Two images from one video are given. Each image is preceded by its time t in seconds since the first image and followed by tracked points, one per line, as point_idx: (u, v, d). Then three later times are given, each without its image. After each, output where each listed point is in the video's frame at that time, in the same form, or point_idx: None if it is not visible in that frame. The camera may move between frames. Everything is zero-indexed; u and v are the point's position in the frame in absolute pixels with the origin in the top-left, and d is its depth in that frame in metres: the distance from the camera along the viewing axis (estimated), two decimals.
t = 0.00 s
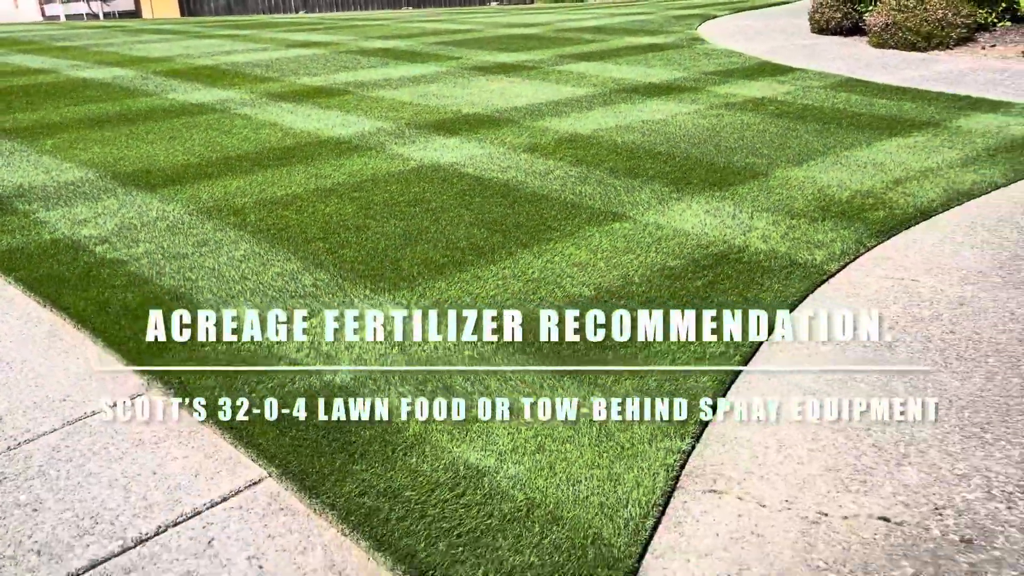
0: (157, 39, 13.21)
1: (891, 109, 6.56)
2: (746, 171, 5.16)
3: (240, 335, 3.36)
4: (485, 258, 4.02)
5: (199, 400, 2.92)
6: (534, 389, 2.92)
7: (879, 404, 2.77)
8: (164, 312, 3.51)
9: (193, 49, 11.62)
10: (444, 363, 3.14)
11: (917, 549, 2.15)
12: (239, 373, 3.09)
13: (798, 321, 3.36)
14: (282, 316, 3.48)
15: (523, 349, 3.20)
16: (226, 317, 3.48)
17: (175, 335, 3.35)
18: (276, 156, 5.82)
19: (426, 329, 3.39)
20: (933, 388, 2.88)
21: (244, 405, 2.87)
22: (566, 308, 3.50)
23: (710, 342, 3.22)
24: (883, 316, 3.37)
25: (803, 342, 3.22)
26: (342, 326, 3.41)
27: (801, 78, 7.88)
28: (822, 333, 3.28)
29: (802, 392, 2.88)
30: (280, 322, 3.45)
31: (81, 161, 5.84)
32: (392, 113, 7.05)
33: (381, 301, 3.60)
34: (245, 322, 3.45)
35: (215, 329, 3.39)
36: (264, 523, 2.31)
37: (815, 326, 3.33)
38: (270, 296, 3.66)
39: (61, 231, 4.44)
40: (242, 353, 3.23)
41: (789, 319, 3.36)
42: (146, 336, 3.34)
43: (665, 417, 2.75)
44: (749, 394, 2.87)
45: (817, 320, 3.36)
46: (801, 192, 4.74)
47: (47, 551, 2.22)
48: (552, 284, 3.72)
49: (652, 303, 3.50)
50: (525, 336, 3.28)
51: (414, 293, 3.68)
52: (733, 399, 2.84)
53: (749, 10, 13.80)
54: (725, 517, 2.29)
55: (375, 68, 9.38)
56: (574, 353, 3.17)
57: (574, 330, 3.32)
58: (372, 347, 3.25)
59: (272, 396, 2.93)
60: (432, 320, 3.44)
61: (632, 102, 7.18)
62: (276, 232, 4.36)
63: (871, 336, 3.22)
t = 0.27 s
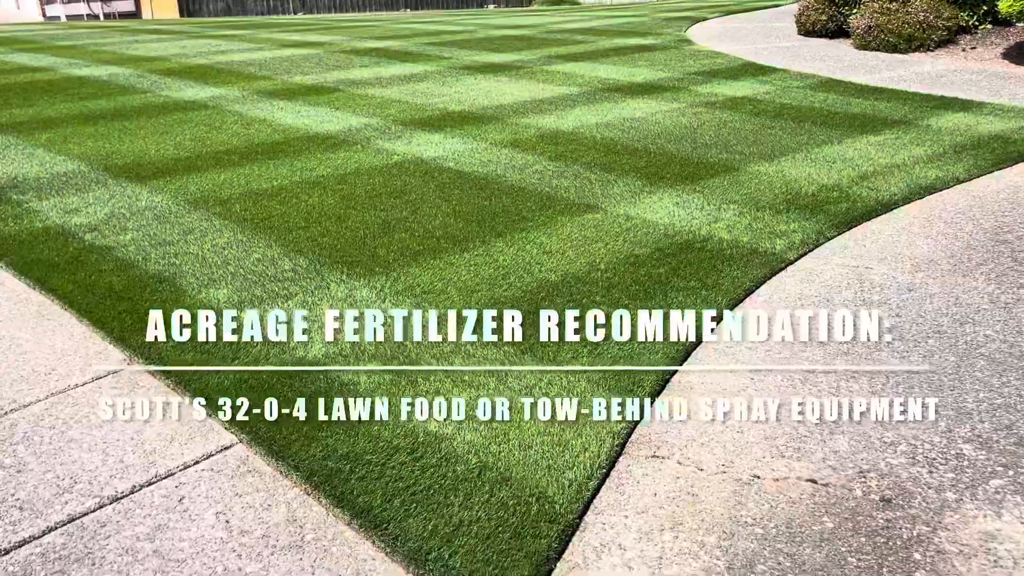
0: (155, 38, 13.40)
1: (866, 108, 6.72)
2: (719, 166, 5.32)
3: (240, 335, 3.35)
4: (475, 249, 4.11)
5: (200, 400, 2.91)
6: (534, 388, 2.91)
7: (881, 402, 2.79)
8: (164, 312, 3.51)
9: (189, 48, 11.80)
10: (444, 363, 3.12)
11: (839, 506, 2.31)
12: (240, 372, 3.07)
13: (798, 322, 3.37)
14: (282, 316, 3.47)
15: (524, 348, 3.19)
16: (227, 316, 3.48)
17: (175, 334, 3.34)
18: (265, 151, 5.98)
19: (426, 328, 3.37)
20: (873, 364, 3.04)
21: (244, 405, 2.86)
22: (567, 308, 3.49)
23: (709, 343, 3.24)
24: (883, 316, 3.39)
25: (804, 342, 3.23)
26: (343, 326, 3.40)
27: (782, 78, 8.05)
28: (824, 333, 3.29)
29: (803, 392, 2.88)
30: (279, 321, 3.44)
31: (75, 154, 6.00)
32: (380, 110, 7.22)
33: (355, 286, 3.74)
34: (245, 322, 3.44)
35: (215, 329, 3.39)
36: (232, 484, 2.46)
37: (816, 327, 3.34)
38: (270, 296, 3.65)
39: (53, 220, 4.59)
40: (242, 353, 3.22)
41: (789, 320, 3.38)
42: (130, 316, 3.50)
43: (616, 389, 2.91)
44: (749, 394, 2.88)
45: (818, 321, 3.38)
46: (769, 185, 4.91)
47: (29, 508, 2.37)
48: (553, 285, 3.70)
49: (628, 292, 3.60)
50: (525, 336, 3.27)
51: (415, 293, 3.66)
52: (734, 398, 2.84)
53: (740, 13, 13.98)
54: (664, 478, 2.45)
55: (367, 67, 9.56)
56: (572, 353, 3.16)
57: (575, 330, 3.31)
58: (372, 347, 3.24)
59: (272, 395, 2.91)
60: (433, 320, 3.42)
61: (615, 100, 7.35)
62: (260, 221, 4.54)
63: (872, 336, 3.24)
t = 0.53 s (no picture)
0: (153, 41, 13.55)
1: (847, 112, 6.88)
2: (699, 168, 5.47)
3: (239, 335, 3.41)
4: (459, 248, 4.23)
5: (201, 400, 2.97)
6: (534, 389, 2.97)
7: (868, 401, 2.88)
8: (165, 312, 3.56)
9: (187, 52, 11.95)
10: (443, 364, 3.18)
11: (789, 485, 2.45)
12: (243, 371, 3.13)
13: (797, 322, 3.47)
14: (282, 316, 3.55)
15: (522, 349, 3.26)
16: (227, 316, 3.54)
17: (175, 335, 3.40)
18: (258, 151, 6.12)
19: (426, 329, 3.44)
20: (832, 356, 3.20)
21: (244, 405, 2.90)
22: (566, 308, 3.56)
23: (708, 343, 3.33)
24: (883, 316, 3.48)
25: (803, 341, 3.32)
26: (342, 326, 3.47)
27: (768, 83, 8.20)
28: (825, 333, 3.38)
29: (788, 393, 2.95)
30: (279, 321, 3.51)
31: (72, 154, 6.13)
32: (373, 112, 7.36)
33: (339, 282, 3.87)
34: (245, 322, 3.50)
35: (216, 330, 3.44)
36: (217, 463, 2.60)
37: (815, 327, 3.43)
38: (271, 298, 3.70)
39: (49, 217, 4.73)
40: (245, 353, 3.27)
41: (787, 320, 3.48)
42: (123, 307, 3.63)
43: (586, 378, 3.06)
44: (736, 394, 2.95)
45: (819, 320, 3.47)
46: (746, 186, 5.05)
47: (23, 485, 2.50)
48: (547, 285, 3.78)
49: (601, 287, 3.75)
50: (524, 336, 3.35)
51: (403, 291, 3.76)
52: (731, 399, 2.91)
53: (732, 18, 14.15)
54: (626, 460, 2.59)
55: (361, 70, 9.70)
56: (568, 354, 3.22)
57: (574, 330, 3.39)
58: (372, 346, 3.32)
59: (272, 395, 2.96)
60: (432, 320, 3.49)
61: (603, 104, 7.50)
62: (251, 218, 4.68)
63: (871, 336, 3.33)
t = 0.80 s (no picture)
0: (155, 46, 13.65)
1: (840, 118, 6.98)
2: (692, 171, 5.56)
3: (239, 335, 3.46)
4: (455, 249, 4.31)
5: (200, 400, 3.00)
6: (534, 390, 3.02)
7: (865, 399, 2.94)
8: (165, 312, 3.62)
9: (188, 56, 12.05)
10: (443, 364, 3.24)
11: (771, 475, 2.54)
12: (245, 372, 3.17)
13: (797, 322, 3.55)
14: (282, 316, 3.60)
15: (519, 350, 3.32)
16: (226, 316, 3.59)
17: (175, 335, 3.45)
18: (258, 154, 6.21)
19: (426, 329, 3.51)
20: (817, 353, 3.30)
21: (244, 404, 2.93)
22: (565, 309, 3.63)
23: (707, 343, 3.40)
24: (885, 317, 3.55)
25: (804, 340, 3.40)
26: (342, 326, 3.53)
27: (763, 89, 8.31)
28: (824, 333, 3.45)
29: (776, 394, 3.00)
30: (279, 321, 3.56)
31: (75, 156, 6.22)
32: (372, 116, 7.45)
33: (337, 280, 3.95)
34: (245, 322, 3.56)
35: (215, 329, 3.49)
36: (217, 452, 2.68)
37: (814, 327, 3.51)
38: (273, 299, 3.75)
39: (53, 216, 4.81)
40: (247, 354, 3.31)
41: (788, 320, 3.55)
42: (125, 304, 3.71)
43: (576, 374, 3.14)
44: (726, 393, 3.00)
45: (819, 320, 3.55)
46: (738, 189, 5.15)
47: (28, 472, 2.58)
48: (539, 285, 3.85)
49: (592, 287, 3.83)
50: (525, 336, 3.41)
51: (398, 289, 3.85)
52: (730, 398, 2.96)
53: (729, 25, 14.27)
54: (614, 450, 2.67)
55: (361, 75, 9.80)
56: (564, 354, 3.28)
57: (574, 330, 3.46)
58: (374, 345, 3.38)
59: (271, 396, 2.99)
60: (432, 319, 3.56)
61: (599, 108, 7.60)
62: (249, 219, 4.76)
63: (871, 336, 3.40)
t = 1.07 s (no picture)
0: (158, 51, 13.74)
1: (837, 124, 7.08)
2: (692, 175, 5.65)
3: (239, 335, 3.50)
4: (460, 249, 4.39)
5: (201, 400, 3.02)
6: (534, 389, 3.06)
7: (865, 399, 3.00)
8: (165, 312, 3.66)
9: (192, 61, 12.14)
10: (443, 364, 3.29)
11: (769, 467, 2.62)
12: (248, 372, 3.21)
13: (796, 322, 3.62)
14: (282, 316, 3.64)
15: (517, 350, 3.36)
16: (226, 316, 3.63)
17: (175, 335, 3.50)
18: (264, 157, 6.30)
19: (426, 329, 3.56)
20: (814, 350, 3.38)
21: (245, 405, 2.97)
22: (566, 309, 3.70)
23: (707, 342, 3.46)
24: (883, 317, 3.62)
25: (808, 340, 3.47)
26: (343, 326, 3.58)
27: (761, 95, 8.41)
28: (824, 333, 3.52)
29: (769, 395, 3.04)
30: (280, 321, 3.60)
31: (82, 158, 6.30)
32: (375, 120, 7.54)
33: (342, 280, 4.02)
34: (245, 322, 3.60)
35: (215, 330, 3.53)
36: (230, 443, 2.75)
37: (816, 327, 3.58)
38: (273, 299, 3.80)
39: (63, 217, 4.89)
40: (249, 353, 3.35)
41: (788, 320, 3.62)
42: (136, 301, 3.78)
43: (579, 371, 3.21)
44: (719, 394, 3.04)
45: (820, 321, 3.62)
46: (736, 193, 5.23)
47: (46, 463, 2.64)
48: (543, 284, 3.94)
49: (595, 286, 3.92)
50: (526, 336, 3.47)
51: (405, 287, 3.94)
52: (731, 399, 3.00)
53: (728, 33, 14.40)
54: (616, 442, 2.75)
55: (363, 80, 9.90)
56: (563, 354, 3.34)
57: (575, 331, 3.52)
58: (375, 344, 3.43)
59: (272, 396, 3.03)
60: (432, 319, 3.61)
61: (599, 114, 7.69)
62: (256, 220, 4.84)
63: (872, 336, 3.47)
